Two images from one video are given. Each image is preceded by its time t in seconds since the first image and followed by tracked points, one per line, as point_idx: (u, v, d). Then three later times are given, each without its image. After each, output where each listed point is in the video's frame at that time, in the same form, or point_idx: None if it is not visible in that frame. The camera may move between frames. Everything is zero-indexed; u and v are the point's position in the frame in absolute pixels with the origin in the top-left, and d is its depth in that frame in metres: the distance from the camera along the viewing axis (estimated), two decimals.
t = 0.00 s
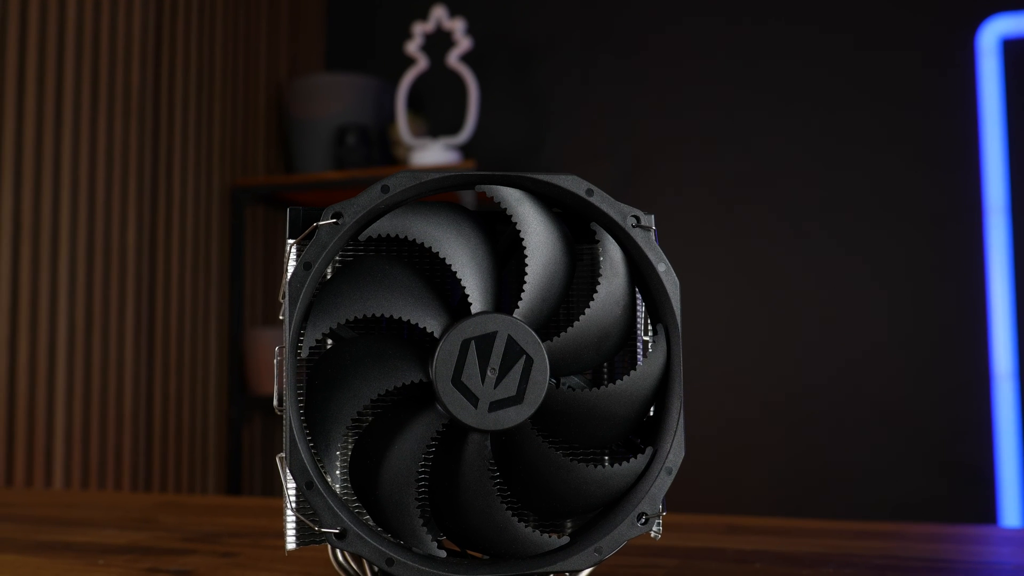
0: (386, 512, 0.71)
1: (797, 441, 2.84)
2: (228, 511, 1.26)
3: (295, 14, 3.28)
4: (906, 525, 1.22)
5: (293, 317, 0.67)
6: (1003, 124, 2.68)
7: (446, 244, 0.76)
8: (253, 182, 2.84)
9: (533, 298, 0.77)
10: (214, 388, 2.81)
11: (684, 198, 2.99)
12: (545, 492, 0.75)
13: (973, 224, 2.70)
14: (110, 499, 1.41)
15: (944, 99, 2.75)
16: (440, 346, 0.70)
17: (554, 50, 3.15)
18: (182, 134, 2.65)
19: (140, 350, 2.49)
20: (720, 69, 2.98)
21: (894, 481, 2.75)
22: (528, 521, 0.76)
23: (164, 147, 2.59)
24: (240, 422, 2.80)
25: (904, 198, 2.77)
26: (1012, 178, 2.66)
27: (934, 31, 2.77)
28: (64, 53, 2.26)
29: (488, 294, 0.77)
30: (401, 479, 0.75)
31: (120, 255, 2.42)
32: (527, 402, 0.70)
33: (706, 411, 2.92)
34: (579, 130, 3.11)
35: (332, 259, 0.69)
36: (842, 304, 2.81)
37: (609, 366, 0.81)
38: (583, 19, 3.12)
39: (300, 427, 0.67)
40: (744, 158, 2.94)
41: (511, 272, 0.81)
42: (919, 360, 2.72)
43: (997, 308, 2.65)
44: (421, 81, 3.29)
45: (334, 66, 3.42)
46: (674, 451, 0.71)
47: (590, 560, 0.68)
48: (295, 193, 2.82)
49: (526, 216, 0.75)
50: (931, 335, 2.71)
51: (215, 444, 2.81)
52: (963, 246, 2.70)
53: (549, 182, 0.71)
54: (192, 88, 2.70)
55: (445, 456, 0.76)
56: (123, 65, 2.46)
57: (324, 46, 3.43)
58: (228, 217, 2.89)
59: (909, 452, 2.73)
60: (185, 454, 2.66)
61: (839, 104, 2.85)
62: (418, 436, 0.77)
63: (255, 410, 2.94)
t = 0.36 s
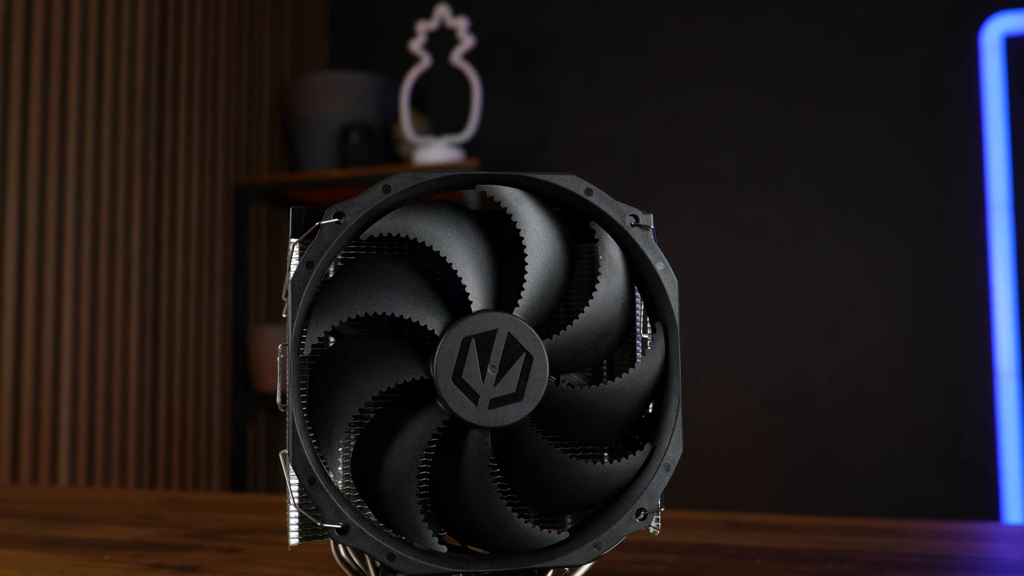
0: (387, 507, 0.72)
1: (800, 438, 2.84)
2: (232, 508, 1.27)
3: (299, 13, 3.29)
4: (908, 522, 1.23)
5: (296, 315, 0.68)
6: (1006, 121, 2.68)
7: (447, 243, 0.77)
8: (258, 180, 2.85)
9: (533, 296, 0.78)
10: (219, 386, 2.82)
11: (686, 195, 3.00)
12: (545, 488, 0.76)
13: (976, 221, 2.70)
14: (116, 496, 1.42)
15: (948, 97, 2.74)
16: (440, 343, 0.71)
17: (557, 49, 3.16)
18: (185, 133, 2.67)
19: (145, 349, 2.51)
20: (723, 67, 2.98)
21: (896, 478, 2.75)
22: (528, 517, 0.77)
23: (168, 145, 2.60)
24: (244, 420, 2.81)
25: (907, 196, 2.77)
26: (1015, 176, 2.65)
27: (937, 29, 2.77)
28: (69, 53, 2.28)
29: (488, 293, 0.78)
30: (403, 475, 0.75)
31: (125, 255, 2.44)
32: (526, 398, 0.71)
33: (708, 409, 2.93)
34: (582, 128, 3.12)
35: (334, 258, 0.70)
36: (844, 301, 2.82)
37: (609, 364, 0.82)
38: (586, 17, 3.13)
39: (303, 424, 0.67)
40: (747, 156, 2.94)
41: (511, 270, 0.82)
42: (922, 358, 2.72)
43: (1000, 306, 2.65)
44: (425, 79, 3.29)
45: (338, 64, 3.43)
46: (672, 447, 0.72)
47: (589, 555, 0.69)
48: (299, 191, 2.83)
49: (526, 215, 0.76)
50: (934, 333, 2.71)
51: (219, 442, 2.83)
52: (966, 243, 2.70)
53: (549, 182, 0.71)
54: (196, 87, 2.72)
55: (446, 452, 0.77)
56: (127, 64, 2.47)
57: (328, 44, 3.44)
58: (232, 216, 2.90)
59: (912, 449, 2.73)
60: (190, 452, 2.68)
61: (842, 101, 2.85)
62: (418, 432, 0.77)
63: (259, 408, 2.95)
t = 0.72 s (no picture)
0: (389, 503, 0.73)
1: (803, 435, 2.85)
2: (236, 504, 1.28)
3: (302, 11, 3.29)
4: (909, 518, 1.23)
5: (298, 313, 0.68)
6: (1010, 119, 2.67)
7: (448, 242, 0.78)
8: (262, 178, 2.86)
9: (533, 295, 0.79)
10: (223, 383, 2.84)
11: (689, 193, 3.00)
12: (544, 484, 0.76)
13: (979, 219, 2.69)
14: (121, 492, 1.43)
15: (951, 94, 2.74)
16: (442, 341, 0.71)
17: (560, 46, 3.16)
18: (189, 132, 2.68)
19: (150, 347, 2.52)
20: (726, 64, 2.99)
21: (898, 476, 2.75)
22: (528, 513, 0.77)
23: (172, 143, 2.61)
24: (249, 417, 2.82)
25: (910, 193, 2.77)
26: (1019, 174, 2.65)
27: (940, 26, 2.76)
28: (73, 52, 2.29)
29: (488, 291, 0.79)
30: (404, 471, 0.76)
31: (129, 254, 2.45)
32: (526, 395, 0.72)
33: (711, 407, 2.94)
34: (585, 125, 3.13)
35: (336, 256, 0.71)
36: (847, 299, 2.82)
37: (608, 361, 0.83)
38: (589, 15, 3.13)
39: (306, 421, 0.68)
40: (750, 154, 2.95)
41: (511, 268, 0.83)
42: (925, 355, 2.73)
43: (1003, 304, 2.65)
44: (428, 77, 3.30)
45: (342, 62, 3.44)
46: (670, 443, 0.73)
47: (587, 550, 0.70)
48: (303, 189, 2.84)
49: (526, 214, 0.77)
50: (937, 330, 2.72)
51: (224, 439, 2.84)
52: (969, 241, 2.70)
53: (548, 181, 0.72)
54: (200, 86, 2.73)
55: (447, 448, 0.78)
56: (131, 63, 2.48)
57: (332, 42, 3.46)
58: (236, 214, 2.91)
59: (915, 447, 2.74)
60: (194, 449, 2.69)
61: (845, 99, 2.86)
62: (419, 429, 0.78)
63: (263, 405, 2.96)
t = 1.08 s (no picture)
0: (391, 499, 0.74)
1: (805, 433, 2.85)
2: (241, 501, 1.29)
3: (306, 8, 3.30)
4: (909, 514, 1.24)
5: (302, 310, 0.69)
6: (1013, 118, 2.66)
7: (448, 241, 0.79)
8: (265, 176, 2.87)
9: (533, 294, 0.80)
10: (228, 380, 2.85)
11: (692, 191, 3.01)
12: (544, 480, 0.77)
13: (982, 217, 2.69)
14: (127, 489, 1.45)
15: (954, 92, 2.74)
16: (442, 339, 0.72)
17: (563, 44, 3.17)
18: (193, 130, 2.69)
19: (154, 344, 2.54)
20: (728, 62, 2.99)
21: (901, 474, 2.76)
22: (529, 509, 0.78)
23: (176, 141, 2.63)
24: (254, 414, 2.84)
25: (913, 191, 2.77)
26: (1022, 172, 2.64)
27: (943, 23, 2.76)
28: (78, 51, 2.30)
29: (489, 289, 0.80)
30: (405, 467, 0.77)
31: (133, 251, 2.46)
32: (526, 392, 0.73)
33: (714, 405, 2.95)
34: (588, 123, 3.13)
35: (338, 255, 0.72)
36: (850, 296, 2.82)
37: (608, 358, 0.84)
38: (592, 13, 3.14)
39: (308, 417, 0.69)
40: (752, 151, 2.95)
41: (511, 267, 0.84)
42: (927, 353, 2.73)
43: (1006, 302, 2.64)
44: (431, 75, 3.31)
45: (345, 60, 3.45)
46: (668, 440, 0.74)
47: (586, 545, 0.71)
48: (307, 188, 2.84)
49: (526, 213, 0.78)
50: (940, 328, 2.72)
51: (228, 437, 2.86)
52: (972, 239, 2.70)
53: (548, 181, 0.73)
54: (205, 84, 2.74)
55: (448, 446, 0.79)
56: (136, 61, 2.49)
57: (336, 40, 3.46)
58: (240, 211, 2.92)
59: (917, 444, 2.74)
60: (199, 446, 2.71)
61: (848, 96, 2.86)
62: (421, 426, 0.79)
63: (268, 402, 2.98)
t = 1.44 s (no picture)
0: (392, 495, 0.75)
1: (808, 430, 2.86)
2: (245, 497, 1.30)
3: (310, 7, 3.31)
4: (911, 511, 1.25)
5: (304, 309, 0.70)
6: (1016, 114, 2.65)
7: (448, 239, 0.80)
8: (269, 174, 2.88)
9: (533, 291, 0.81)
10: (232, 378, 2.86)
11: (695, 188, 3.01)
12: (544, 476, 0.78)
13: (986, 214, 2.69)
14: (132, 485, 1.46)
15: (957, 89, 2.74)
16: (443, 336, 0.73)
17: (566, 42, 3.18)
18: (197, 128, 2.70)
19: (159, 342, 2.55)
20: (731, 59, 2.99)
21: (904, 471, 2.76)
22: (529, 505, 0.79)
23: (179, 140, 2.64)
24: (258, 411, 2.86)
25: (916, 188, 2.77)
26: None
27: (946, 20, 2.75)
28: (82, 50, 2.31)
29: (489, 288, 0.81)
30: (406, 464, 0.78)
31: (138, 250, 2.47)
32: (526, 389, 0.73)
33: (716, 402, 2.95)
34: (591, 121, 3.14)
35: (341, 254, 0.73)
36: (853, 293, 2.83)
37: (607, 355, 0.84)
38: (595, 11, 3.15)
39: (311, 414, 0.70)
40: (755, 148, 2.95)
41: (512, 265, 0.85)
42: (930, 350, 2.73)
43: (1009, 299, 2.63)
44: (435, 73, 3.32)
45: (349, 58, 3.46)
46: (667, 437, 0.74)
47: (586, 541, 0.71)
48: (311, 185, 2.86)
49: (526, 212, 0.79)
50: (942, 325, 2.72)
51: (232, 434, 2.87)
52: (975, 236, 2.69)
53: (547, 181, 0.73)
54: (208, 83, 2.75)
55: (449, 442, 0.79)
56: (140, 60, 2.50)
57: (339, 39, 3.47)
58: (244, 209, 2.93)
59: (920, 442, 2.74)
60: (203, 444, 2.72)
61: (851, 94, 2.86)
62: (422, 422, 0.80)
63: (272, 400, 2.99)
